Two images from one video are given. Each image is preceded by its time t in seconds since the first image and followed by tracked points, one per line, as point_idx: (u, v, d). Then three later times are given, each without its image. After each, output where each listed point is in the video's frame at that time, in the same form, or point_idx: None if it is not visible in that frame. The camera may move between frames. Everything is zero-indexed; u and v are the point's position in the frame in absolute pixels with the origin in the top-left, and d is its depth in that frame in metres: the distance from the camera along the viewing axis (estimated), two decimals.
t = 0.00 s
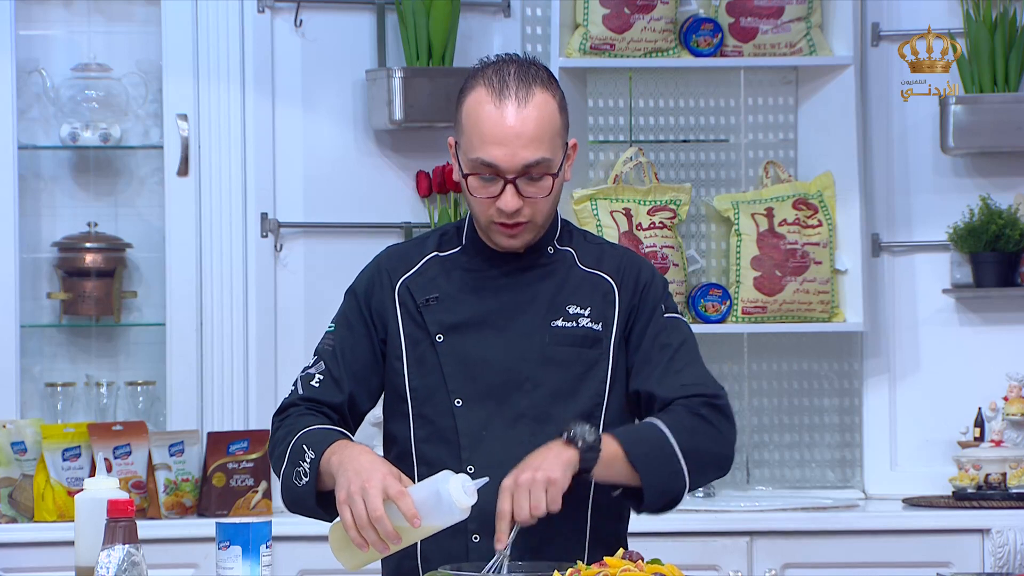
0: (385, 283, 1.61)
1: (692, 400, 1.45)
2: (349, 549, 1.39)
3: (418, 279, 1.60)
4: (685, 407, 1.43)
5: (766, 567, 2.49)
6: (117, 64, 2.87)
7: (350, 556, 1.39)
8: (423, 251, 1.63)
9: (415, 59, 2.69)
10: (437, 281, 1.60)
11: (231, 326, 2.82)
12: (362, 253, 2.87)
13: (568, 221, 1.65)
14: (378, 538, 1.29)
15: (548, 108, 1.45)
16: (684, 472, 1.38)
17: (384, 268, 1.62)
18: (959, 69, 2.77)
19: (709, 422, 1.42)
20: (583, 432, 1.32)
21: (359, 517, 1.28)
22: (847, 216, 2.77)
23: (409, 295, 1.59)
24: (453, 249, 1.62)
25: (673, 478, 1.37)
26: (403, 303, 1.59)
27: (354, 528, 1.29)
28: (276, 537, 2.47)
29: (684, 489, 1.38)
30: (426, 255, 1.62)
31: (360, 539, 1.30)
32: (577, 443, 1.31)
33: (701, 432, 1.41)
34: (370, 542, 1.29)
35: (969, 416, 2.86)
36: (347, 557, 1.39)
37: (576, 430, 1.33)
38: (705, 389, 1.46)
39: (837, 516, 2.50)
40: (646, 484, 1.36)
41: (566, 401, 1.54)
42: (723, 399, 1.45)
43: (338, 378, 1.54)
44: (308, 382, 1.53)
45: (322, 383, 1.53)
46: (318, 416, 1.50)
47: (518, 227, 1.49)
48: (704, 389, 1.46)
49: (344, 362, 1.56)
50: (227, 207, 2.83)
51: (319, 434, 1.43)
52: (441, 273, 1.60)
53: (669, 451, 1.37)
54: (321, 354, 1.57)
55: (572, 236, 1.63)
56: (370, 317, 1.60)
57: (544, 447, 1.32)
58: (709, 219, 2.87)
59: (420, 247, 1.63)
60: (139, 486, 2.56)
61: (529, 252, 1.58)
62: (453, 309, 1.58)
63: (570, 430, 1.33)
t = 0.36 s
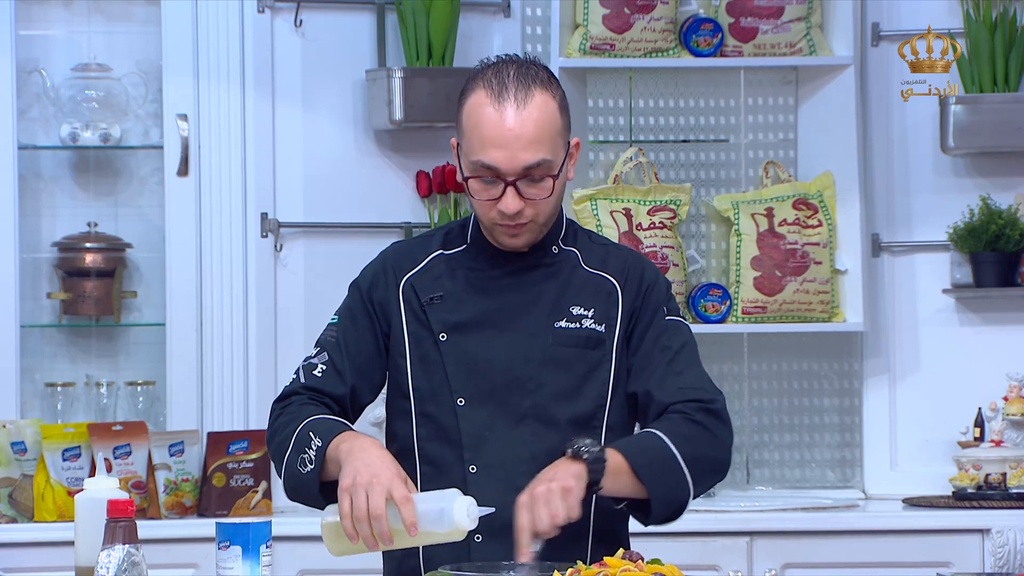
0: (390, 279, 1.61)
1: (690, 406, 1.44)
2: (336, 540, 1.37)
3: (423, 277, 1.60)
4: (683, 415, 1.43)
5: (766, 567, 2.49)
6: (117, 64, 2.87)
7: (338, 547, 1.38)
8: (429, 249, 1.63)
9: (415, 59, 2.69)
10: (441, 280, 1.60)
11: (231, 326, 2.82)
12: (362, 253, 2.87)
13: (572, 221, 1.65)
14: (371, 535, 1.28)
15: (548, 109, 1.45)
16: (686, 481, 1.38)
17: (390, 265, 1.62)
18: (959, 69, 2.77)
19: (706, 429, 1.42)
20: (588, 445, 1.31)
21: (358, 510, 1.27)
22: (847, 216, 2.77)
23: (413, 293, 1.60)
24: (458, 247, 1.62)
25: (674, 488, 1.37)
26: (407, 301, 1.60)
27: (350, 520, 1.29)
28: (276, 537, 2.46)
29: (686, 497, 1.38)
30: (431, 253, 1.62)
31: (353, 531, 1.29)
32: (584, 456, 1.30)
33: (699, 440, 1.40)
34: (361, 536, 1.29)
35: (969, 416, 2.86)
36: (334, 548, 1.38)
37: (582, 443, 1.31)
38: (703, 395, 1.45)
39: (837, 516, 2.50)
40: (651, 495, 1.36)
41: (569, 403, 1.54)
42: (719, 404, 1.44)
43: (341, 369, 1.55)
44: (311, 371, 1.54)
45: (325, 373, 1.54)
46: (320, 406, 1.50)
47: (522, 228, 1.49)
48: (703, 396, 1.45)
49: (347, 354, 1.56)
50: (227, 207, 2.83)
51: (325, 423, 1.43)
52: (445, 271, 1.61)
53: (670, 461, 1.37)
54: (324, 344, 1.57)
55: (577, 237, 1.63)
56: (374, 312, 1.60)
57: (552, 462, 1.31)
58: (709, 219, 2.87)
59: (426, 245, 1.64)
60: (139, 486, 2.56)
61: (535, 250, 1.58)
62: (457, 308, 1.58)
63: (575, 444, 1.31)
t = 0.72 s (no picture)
0: (393, 274, 1.61)
1: (714, 384, 1.44)
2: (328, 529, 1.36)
3: (426, 273, 1.61)
4: (709, 392, 1.43)
5: (766, 567, 2.49)
6: (117, 64, 2.87)
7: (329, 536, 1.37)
8: (432, 246, 1.63)
9: (415, 59, 2.69)
10: (444, 275, 1.60)
11: (231, 326, 2.82)
12: (362, 253, 2.87)
13: (576, 219, 1.65)
14: (365, 524, 1.28)
15: (534, 109, 1.45)
16: (711, 455, 1.38)
17: (393, 260, 1.63)
18: (959, 69, 2.77)
19: (733, 407, 1.42)
20: (609, 419, 1.31)
21: (355, 496, 1.27)
22: (847, 216, 2.77)
23: (416, 288, 1.60)
24: (460, 244, 1.62)
25: (700, 463, 1.37)
26: (410, 297, 1.60)
27: (346, 507, 1.28)
28: (276, 537, 2.46)
29: (711, 472, 1.38)
30: (435, 249, 1.63)
31: (347, 519, 1.29)
32: (604, 429, 1.30)
33: (726, 416, 1.40)
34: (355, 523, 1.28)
35: (969, 416, 2.86)
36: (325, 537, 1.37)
37: (602, 417, 1.32)
38: (726, 372, 1.45)
39: (837, 516, 2.50)
40: (676, 470, 1.36)
41: (572, 398, 1.54)
42: (744, 381, 1.45)
43: (342, 359, 1.54)
44: (311, 359, 1.53)
45: (326, 361, 1.53)
46: (320, 394, 1.49)
47: (518, 230, 1.49)
48: (725, 372, 1.45)
49: (349, 345, 1.56)
50: (227, 206, 2.83)
51: (325, 409, 1.43)
52: (448, 267, 1.61)
53: (695, 436, 1.37)
54: (326, 334, 1.56)
55: (580, 233, 1.63)
56: (376, 306, 1.60)
57: (571, 434, 1.32)
58: (709, 219, 2.88)
59: (430, 241, 1.64)
60: (139, 486, 2.56)
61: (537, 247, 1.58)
62: (460, 303, 1.58)
63: (594, 417, 1.32)
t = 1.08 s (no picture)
0: (395, 277, 1.62)
1: (699, 388, 1.41)
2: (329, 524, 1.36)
3: (427, 276, 1.61)
4: (691, 397, 1.39)
5: (766, 567, 2.49)
6: (117, 64, 2.87)
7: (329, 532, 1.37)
8: (433, 248, 1.64)
9: (415, 59, 2.69)
10: (445, 278, 1.60)
11: (231, 326, 2.82)
12: (362, 253, 2.87)
13: (577, 219, 1.65)
14: (366, 518, 1.28)
15: (527, 107, 1.45)
16: (695, 461, 1.34)
17: (395, 263, 1.63)
18: (959, 70, 2.77)
19: (717, 410, 1.38)
20: (588, 431, 1.29)
21: (355, 492, 1.27)
22: (847, 216, 2.77)
23: (418, 290, 1.60)
24: (462, 246, 1.62)
25: (684, 470, 1.33)
26: (412, 298, 1.60)
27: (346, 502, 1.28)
28: (276, 537, 2.46)
29: (696, 478, 1.34)
30: (436, 252, 1.63)
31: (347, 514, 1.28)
32: (583, 442, 1.28)
33: (708, 419, 1.37)
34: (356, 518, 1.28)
35: (969, 416, 2.86)
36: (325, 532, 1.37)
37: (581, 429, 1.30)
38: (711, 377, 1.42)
39: (837, 517, 2.50)
40: (658, 476, 1.32)
41: (574, 398, 1.54)
42: (728, 385, 1.41)
43: (343, 361, 1.54)
44: (312, 362, 1.53)
45: (327, 363, 1.53)
46: (321, 395, 1.49)
47: (516, 228, 1.49)
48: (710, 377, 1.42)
49: (350, 347, 1.56)
50: (226, 207, 2.83)
51: (324, 409, 1.43)
52: (449, 269, 1.61)
53: (678, 442, 1.34)
54: (327, 338, 1.57)
55: (580, 234, 1.63)
56: (378, 309, 1.61)
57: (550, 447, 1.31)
58: (709, 219, 2.88)
59: (431, 244, 1.64)
60: (139, 486, 2.56)
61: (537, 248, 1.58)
62: (461, 304, 1.58)
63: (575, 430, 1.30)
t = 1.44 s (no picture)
0: (392, 277, 1.62)
1: (702, 389, 1.41)
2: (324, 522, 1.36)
3: (424, 276, 1.61)
4: (695, 398, 1.40)
5: (766, 567, 2.49)
6: (117, 64, 2.87)
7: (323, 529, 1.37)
8: (430, 248, 1.64)
9: (415, 59, 2.69)
10: (441, 278, 1.60)
11: (231, 326, 2.82)
12: (361, 253, 2.87)
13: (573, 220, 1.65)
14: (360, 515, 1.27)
15: (520, 109, 1.44)
16: (705, 462, 1.34)
17: (392, 263, 1.63)
18: (960, 70, 2.77)
19: (720, 409, 1.38)
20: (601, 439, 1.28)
21: (349, 488, 1.27)
22: (847, 216, 2.77)
23: (414, 290, 1.60)
24: (459, 247, 1.62)
25: (695, 471, 1.33)
26: (408, 299, 1.60)
27: (340, 499, 1.28)
28: (276, 537, 2.46)
29: (706, 478, 1.35)
30: (433, 252, 1.63)
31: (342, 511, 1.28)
32: (596, 450, 1.28)
33: (711, 419, 1.37)
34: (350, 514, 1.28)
35: (969, 416, 2.86)
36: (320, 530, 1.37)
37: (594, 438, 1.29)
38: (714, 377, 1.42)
39: (837, 517, 2.49)
40: (671, 482, 1.32)
41: (570, 398, 1.54)
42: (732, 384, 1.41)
43: (340, 360, 1.55)
44: (308, 361, 1.54)
45: (323, 363, 1.54)
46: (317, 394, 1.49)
47: (511, 231, 1.49)
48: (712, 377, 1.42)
49: (347, 347, 1.56)
50: (226, 207, 2.83)
51: (320, 408, 1.43)
52: (445, 269, 1.61)
53: (687, 445, 1.34)
54: (324, 338, 1.57)
55: (577, 234, 1.62)
56: (374, 310, 1.61)
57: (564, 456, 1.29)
58: (709, 219, 2.88)
59: (428, 244, 1.64)
60: (139, 486, 2.56)
61: (533, 249, 1.58)
62: (457, 305, 1.58)
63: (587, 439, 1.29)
